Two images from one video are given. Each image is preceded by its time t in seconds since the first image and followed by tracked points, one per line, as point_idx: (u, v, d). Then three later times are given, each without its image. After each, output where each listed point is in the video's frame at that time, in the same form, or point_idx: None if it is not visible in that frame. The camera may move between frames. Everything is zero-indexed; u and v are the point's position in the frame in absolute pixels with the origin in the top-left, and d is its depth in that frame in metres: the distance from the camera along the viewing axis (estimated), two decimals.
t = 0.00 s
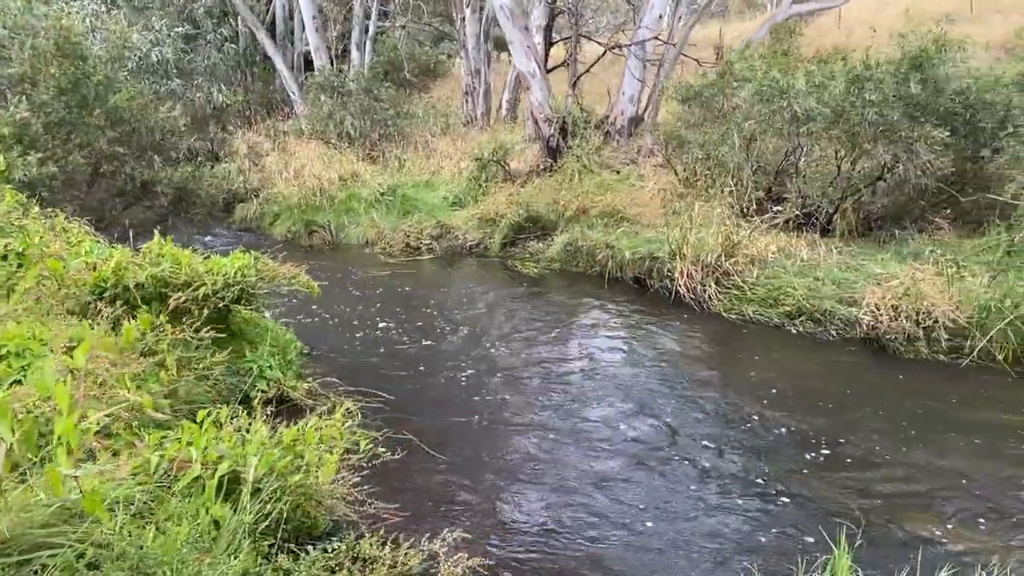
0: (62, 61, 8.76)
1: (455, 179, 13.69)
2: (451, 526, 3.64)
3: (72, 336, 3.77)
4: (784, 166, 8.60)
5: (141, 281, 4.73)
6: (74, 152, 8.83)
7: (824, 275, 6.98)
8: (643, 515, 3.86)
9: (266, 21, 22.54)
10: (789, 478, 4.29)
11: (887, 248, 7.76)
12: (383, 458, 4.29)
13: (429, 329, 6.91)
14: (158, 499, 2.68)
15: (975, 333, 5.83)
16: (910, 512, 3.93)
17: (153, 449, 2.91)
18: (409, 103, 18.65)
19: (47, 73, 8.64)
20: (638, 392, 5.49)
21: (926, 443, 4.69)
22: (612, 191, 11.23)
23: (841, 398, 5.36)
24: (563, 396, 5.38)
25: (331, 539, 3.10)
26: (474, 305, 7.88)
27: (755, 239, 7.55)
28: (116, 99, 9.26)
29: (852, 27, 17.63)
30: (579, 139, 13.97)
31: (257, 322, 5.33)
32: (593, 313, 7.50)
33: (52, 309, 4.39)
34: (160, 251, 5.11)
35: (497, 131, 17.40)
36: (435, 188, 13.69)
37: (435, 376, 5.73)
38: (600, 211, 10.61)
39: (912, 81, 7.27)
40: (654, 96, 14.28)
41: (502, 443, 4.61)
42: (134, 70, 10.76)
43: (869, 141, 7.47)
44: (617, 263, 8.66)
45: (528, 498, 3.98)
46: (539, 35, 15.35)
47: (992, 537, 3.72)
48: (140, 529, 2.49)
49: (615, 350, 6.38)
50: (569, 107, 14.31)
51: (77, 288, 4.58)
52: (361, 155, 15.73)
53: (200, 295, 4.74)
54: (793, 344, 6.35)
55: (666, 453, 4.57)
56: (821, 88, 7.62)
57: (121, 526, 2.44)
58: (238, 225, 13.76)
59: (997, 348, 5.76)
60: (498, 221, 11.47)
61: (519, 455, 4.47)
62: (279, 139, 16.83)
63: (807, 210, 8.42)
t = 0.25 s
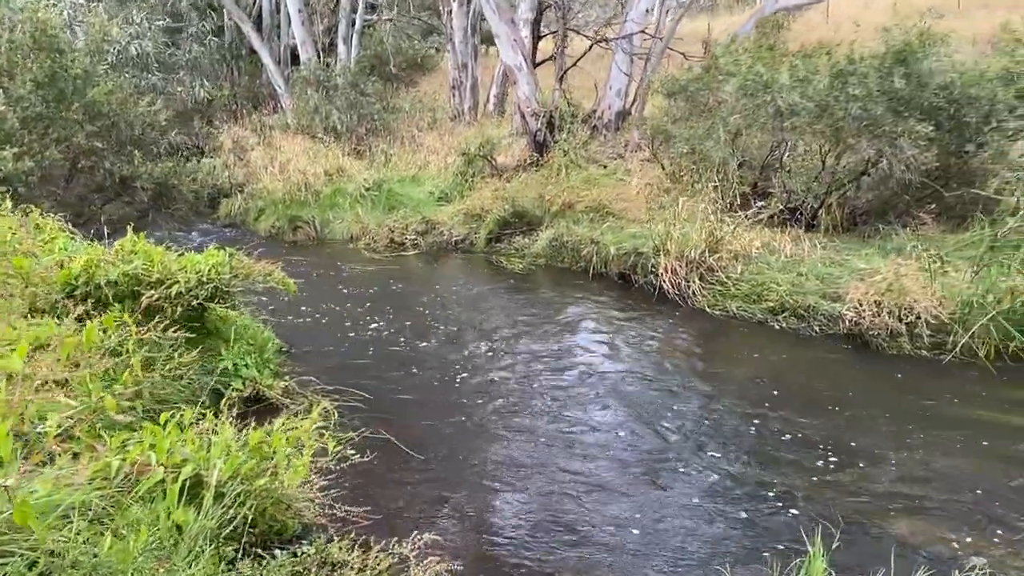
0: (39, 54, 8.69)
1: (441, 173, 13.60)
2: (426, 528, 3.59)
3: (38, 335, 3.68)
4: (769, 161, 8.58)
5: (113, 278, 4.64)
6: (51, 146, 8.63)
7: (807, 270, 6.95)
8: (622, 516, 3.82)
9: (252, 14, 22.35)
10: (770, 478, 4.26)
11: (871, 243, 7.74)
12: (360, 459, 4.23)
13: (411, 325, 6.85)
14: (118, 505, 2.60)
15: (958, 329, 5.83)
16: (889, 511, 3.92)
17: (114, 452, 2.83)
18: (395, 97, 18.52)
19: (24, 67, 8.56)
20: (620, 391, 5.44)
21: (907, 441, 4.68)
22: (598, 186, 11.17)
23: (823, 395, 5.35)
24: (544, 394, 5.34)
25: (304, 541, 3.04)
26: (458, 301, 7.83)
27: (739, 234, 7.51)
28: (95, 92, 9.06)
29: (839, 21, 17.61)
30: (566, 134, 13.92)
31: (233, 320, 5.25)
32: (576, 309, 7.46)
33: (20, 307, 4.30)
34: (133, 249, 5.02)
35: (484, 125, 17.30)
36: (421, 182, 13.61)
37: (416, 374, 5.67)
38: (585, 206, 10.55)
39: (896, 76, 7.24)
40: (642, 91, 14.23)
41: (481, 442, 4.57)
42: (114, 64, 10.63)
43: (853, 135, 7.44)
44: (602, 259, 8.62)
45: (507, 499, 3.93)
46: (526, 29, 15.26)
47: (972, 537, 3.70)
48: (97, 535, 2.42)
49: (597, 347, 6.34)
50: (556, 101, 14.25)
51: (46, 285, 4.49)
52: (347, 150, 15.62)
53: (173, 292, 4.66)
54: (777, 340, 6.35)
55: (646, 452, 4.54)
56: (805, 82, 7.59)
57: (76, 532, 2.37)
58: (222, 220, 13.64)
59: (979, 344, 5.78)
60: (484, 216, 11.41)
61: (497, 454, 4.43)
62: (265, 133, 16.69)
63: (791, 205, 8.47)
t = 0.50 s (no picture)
0: (16, 46, 8.60)
1: (429, 168, 13.51)
2: (401, 530, 3.56)
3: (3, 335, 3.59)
4: (756, 155, 8.55)
5: (84, 276, 4.55)
6: (30, 139, 8.50)
7: (793, 265, 6.92)
8: (600, 516, 3.79)
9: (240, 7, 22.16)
10: (750, 477, 4.23)
11: (858, 238, 7.71)
12: (337, 460, 4.19)
13: (396, 323, 6.79)
14: (76, 510, 2.54)
15: (942, 325, 5.82)
16: (871, 511, 3.90)
17: (73, 455, 2.76)
18: (384, 91, 18.39)
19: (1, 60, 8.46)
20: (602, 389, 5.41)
21: (889, 439, 4.65)
22: (585, 181, 11.11)
23: (807, 392, 5.33)
24: (527, 393, 5.30)
25: (275, 544, 3.02)
26: (442, 297, 7.77)
27: (725, 229, 7.47)
28: (75, 85, 8.98)
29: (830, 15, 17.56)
30: (554, 128, 13.87)
31: (212, 317, 5.17)
32: (562, 305, 7.41)
33: None
34: (108, 245, 4.94)
35: (474, 119, 17.20)
36: (409, 177, 13.52)
37: (396, 372, 5.61)
38: (572, 201, 10.50)
39: (882, 70, 7.23)
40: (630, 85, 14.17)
41: (460, 442, 4.53)
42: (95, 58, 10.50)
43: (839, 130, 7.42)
44: (589, 254, 8.58)
45: (484, 499, 3.90)
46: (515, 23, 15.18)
47: (951, 537, 3.68)
48: (52, 542, 2.35)
49: (581, 344, 6.30)
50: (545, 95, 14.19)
51: (15, 282, 4.39)
52: (335, 144, 15.51)
53: (147, 290, 4.57)
54: (762, 336, 6.32)
55: (626, 451, 4.51)
56: (791, 76, 7.54)
57: (30, 537, 2.30)
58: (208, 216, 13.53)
59: (964, 340, 5.77)
60: (471, 211, 11.34)
61: (477, 453, 4.39)
62: (252, 127, 16.55)
63: (779, 200, 8.45)
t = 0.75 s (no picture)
0: None
1: (419, 164, 13.43)
2: (374, 531, 3.52)
3: None
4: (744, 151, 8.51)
5: (58, 274, 4.49)
6: (10, 134, 8.40)
7: (779, 261, 6.88)
8: (577, 516, 3.76)
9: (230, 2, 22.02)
10: (731, 476, 4.20)
11: (845, 234, 7.68)
12: (312, 460, 4.14)
13: (379, 320, 6.74)
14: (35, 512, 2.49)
15: (927, 321, 5.79)
16: (850, 510, 3.88)
17: (34, 456, 2.71)
18: (375, 86, 18.28)
19: None
20: (584, 386, 5.37)
21: (872, 438, 4.63)
22: (574, 177, 11.05)
23: (791, 390, 5.30)
24: (508, 390, 5.26)
25: (242, 545, 2.99)
26: (428, 294, 7.72)
27: (711, 225, 7.43)
28: (56, 81, 8.87)
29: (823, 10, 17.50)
30: (544, 124, 13.80)
31: (189, 314, 5.11)
32: (547, 302, 7.37)
33: None
34: (83, 242, 4.87)
35: (464, 115, 17.12)
36: (399, 173, 13.45)
37: (377, 369, 5.57)
38: (561, 197, 10.44)
39: (869, 65, 7.18)
40: (620, 81, 14.11)
41: (438, 440, 4.49)
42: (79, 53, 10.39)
43: (825, 125, 7.37)
44: (576, 251, 8.53)
45: (461, 500, 3.86)
46: (505, 18, 15.10)
47: (931, 538, 3.66)
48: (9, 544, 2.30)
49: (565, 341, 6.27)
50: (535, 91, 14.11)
51: None
52: (324, 140, 15.42)
53: (121, 287, 4.51)
54: (746, 332, 6.30)
55: (606, 449, 4.48)
56: (777, 71, 7.49)
57: None
58: (196, 212, 13.44)
59: (949, 336, 5.74)
60: (460, 207, 11.28)
61: (455, 452, 4.35)
62: (242, 122, 16.44)
63: (766, 196, 8.41)
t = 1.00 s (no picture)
0: None
1: (409, 159, 13.34)
2: (348, 531, 3.49)
3: None
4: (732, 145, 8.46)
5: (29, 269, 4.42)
6: None
7: (765, 256, 6.83)
8: (554, 515, 3.73)
9: None
10: (712, 475, 4.17)
11: (833, 228, 7.65)
12: (288, 458, 4.10)
13: (363, 316, 6.69)
14: None
15: (912, 315, 5.75)
16: (829, 508, 3.85)
17: None
18: (366, 81, 18.17)
19: None
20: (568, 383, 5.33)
21: (854, 434, 4.60)
22: (564, 172, 10.99)
23: (775, 386, 5.27)
24: (490, 386, 5.22)
25: (209, 544, 2.95)
26: (413, 289, 7.66)
27: (698, 219, 7.38)
28: (39, 75, 8.75)
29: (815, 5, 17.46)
30: (535, 119, 13.75)
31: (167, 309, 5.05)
32: (532, 297, 7.32)
33: None
34: (56, 237, 4.80)
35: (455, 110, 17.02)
36: (388, 168, 13.36)
37: (358, 365, 5.53)
38: (549, 192, 10.38)
39: (855, 58, 7.09)
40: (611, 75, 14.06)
41: (417, 437, 4.45)
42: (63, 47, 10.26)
43: (813, 119, 7.32)
44: (564, 246, 8.48)
45: (437, 500, 3.81)
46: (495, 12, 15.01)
47: (911, 535, 3.64)
48: None
49: (549, 337, 6.22)
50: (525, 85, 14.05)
51: None
52: (314, 135, 15.33)
53: (95, 282, 4.44)
54: (732, 328, 6.26)
55: (586, 446, 4.44)
56: (764, 64, 7.42)
57: None
58: (184, 208, 13.34)
59: (934, 331, 5.71)
60: (449, 203, 11.21)
61: (434, 449, 4.32)
62: (231, 117, 16.33)
63: (754, 191, 8.38)
